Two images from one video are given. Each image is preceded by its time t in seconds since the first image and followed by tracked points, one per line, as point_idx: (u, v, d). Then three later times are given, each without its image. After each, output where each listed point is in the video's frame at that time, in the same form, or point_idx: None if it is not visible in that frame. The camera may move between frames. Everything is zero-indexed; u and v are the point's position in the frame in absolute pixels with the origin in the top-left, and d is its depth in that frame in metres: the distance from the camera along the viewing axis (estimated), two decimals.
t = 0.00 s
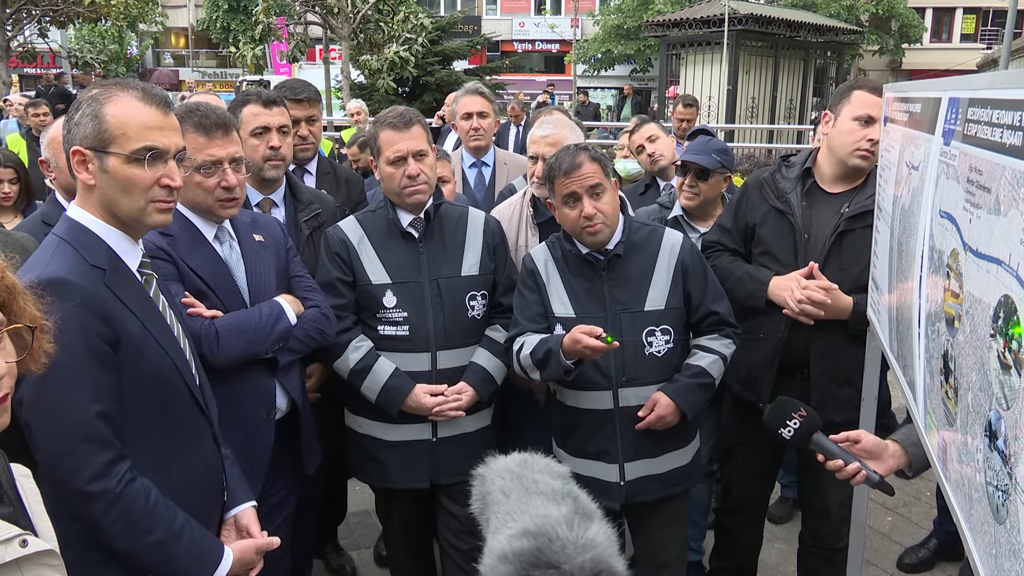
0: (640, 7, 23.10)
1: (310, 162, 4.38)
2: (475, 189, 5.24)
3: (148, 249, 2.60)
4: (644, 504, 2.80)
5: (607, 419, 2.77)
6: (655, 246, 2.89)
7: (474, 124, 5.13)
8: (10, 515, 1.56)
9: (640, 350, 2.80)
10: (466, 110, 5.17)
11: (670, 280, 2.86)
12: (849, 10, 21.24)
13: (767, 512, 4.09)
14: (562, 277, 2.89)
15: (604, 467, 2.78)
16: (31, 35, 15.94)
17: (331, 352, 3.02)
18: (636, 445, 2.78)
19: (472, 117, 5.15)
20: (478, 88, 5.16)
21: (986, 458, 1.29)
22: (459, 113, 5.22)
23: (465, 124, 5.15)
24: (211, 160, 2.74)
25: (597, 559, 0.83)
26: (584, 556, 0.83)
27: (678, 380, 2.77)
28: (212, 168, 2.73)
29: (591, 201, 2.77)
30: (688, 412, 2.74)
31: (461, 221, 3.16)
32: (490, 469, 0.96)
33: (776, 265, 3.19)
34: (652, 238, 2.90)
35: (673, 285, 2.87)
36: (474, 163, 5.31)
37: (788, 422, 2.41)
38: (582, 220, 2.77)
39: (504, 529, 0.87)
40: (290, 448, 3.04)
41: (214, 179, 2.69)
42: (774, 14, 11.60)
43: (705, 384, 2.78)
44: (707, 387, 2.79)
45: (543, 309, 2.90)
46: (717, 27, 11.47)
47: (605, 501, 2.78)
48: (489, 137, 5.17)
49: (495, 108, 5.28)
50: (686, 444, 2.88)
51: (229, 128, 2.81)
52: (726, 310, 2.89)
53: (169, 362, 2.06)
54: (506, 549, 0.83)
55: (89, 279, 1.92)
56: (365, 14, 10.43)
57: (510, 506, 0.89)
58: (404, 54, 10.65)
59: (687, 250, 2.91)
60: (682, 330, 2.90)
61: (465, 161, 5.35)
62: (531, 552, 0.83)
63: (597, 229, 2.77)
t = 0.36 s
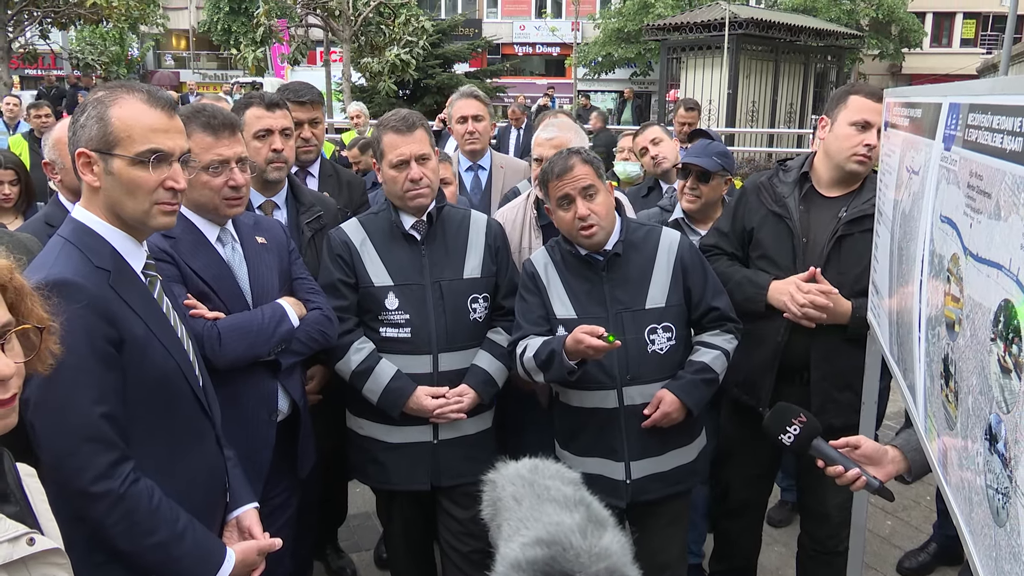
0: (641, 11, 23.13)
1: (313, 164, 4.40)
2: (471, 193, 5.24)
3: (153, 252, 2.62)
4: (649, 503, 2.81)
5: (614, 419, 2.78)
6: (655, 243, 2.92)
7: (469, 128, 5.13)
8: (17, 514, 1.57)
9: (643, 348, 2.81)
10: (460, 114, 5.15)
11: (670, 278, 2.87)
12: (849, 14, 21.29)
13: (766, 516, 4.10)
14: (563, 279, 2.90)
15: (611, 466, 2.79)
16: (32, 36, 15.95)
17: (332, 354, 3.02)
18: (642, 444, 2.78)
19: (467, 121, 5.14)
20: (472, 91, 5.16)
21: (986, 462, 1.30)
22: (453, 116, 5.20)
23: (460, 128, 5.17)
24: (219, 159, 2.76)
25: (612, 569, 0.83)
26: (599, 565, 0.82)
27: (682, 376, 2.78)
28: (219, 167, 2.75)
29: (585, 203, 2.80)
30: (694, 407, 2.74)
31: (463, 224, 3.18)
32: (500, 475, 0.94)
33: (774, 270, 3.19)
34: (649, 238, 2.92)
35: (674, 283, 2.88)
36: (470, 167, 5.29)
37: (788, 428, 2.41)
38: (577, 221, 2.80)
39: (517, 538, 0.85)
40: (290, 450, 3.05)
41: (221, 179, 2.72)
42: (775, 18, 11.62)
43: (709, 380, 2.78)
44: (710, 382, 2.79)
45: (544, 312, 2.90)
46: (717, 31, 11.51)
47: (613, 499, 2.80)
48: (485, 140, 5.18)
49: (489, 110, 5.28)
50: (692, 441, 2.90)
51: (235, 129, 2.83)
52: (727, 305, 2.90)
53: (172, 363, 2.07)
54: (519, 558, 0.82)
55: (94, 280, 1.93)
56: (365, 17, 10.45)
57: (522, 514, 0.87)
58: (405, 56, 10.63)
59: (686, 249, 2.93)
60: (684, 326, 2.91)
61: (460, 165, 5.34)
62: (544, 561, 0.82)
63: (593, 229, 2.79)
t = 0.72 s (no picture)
0: (639, 16, 23.22)
1: (312, 170, 4.41)
2: (466, 198, 5.29)
3: (153, 257, 2.63)
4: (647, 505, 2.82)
5: (612, 422, 2.79)
6: (651, 246, 2.93)
7: (458, 134, 5.15)
8: (18, 518, 1.59)
9: (640, 351, 2.82)
10: (448, 121, 5.18)
11: (667, 281, 2.89)
12: (847, 19, 21.37)
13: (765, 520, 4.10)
14: (560, 283, 2.91)
15: (608, 467, 2.80)
16: (32, 42, 15.97)
17: (332, 359, 3.03)
18: (640, 447, 2.79)
19: (455, 128, 5.17)
20: (458, 97, 5.13)
21: (979, 464, 1.31)
22: (442, 125, 5.22)
23: (449, 136, 5.19)
24: (226, 164, 2.77)
25: None
26: None
27: (679, 379, 2.79)
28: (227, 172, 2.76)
29: (580, 208, 2.82)
30: (691, 410, 2.75)
31: (462, 230, 3.19)
32: (488, 489, 0.77)
33: (767, 275, 3.21)
34: (645, 242, 2.94)
35: (671, 285, 2.90)
36: (464, 173, 5.37)
37: (784, 430, 2.41)
38: (572, 225, 2.81)
39: (504, 558, 0.72)
40: (290, 455, 3.05)
41: (228, 183, 2.73)
42: (773, 23, 11.67)
43: (705, 383, 2.79)
44: (706, 385, 2.80)
45: (541, 316, 2.92)
46: (715, 36, 11.57)
47: (610, 501, 2.80)
48: (475, 145, 5.20)
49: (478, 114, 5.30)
50: (690, 443, 2.91)
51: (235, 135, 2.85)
52: (723, 308, 2.92)
53: (173, 368, 2.08)
54: None
55: (95, 286, 1.95)
56: (365, 22, 10.49)
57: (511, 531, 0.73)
58: (404, 62, 10.57)
59: (683, 252, 2.94)
60: (680, 330, 2.92)
61: (454, 171, 5.41)
62: None
63: (588, 233, 2.80)
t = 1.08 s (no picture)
0: (638, 19, 23.25)
1: (310, 173, 4.42)
2: (464, 202, 5.27)
3: (153, 262, 2.64)
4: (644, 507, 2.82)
5: (608, 425, 2.79)
6: (650, 250, 2.95)
7: (458, 138, 5.18)
8: (19, 521, 1.59)
9: (637, 355, 2.83)
10: (447, 125, 5.21)
11: (665, 285, 2.90)
12: (846, 22, 21.42)
13: (765, 523, 4.10)
14: (559, 286, 2.92)
15: (604, 470, 2.80)
16: (33, 47, 15.98)
17: (332, 363, 3.04)
18: (637, 449, 2.80)
19: (453, 132, 5.20)
20: (457, 101, 5.16)
21: (976, 466, 1.31)
22: (441, 128, 5.26)
23: (449, 140, 5.22)
24: (245, 170, 2.76)
25: None
26: None
27: (676, 382, 2.79)
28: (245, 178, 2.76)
29: (559, 212, 2.86)
30: (689, 414, 2.75)
31: (462, 233, 3.19)
32: (481, 517, 0.79)
33: (759, 278, 3.22)
34: (645, 246, 2.95)
35: (669, 289, 2.91)
36: (464, 177, 5.33)
37: (790, 433, 2.41)
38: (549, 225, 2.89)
39: None
40: (291, 458, 3.06)
41: (245, 189, 2.75)
42: (772, 26, 11.70)
43: (703, 386, 2.80)
44: (704, 389, 2.81)
45: (541, 317, 2.92)
46: (714, 39, 11.61)
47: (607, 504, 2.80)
48: (474, 149, 5.21)
49: (477, 119, 5.32)
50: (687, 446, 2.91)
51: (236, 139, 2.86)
52: (722, 313, 2.93)
53: (173, 371, 2.08)
54: None
55: (96, 289, 1.95)
56: (365, 26, 10.51)
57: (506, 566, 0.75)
58: (404, 65, 10.56)
59: (681, 255, 2.95)
60: (678, 334, 2.93)
61: (454, 174, 5.39)
62: None
63: (559, 238, 2.86)
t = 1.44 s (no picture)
0: (638, 21, 23.26)
1: (310, 174, 4.42)
2: (466, 204, 5.26)
3: (153, 263, 2.64)
4: (629, 511, 2.83)
5: (594, 426, 2.80)
6: (652, 255, 2.92)
7: (460, 139, 5.17)
8: (18, 522, 1.59)
9: (628, 360, 2.81)
10: (451, 126, 5.20)
11: (664, 291, 2.87)
12: (846, 24, 21.44)
13: (765, 525, 4.10)
14: (560, 284, 2.93)
15: (589, 470, 2.82)
16: (33, 48, 16.00)
17: (331, 365, 3.03)
18: (621, 452, 2.79)
19: (456, 133, 5.20)
20: (461, 102, 5.15)
21: (977, 468, 1.31)
22: (443, 129, 5.25)
23: (450, 140, 5.21)
24: (246, 172, 2.76)
25: None
26: None
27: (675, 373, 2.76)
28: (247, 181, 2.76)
29: (565, 207, 2.85)
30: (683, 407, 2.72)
31: (461, 235, 3.19)
32: (502, 530, 0.78)
33: (759, 280, 3.21)
34: (650, 250, 2.93)
35: (667, 297, 2.88)
36: (465, 178, 5.32)
37: (794, 433, 2.39)
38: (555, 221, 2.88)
39: None
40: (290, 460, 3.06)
41: (246, 192, 2.74)
42: (772, 28, 11.70)
43: (701, 384, 2.76)
44: (702, 388, 2.76)
45: (538, 313, 2.95)
46: (714, 41, 11.62)
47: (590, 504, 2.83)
48: (477, 151, 5.22)
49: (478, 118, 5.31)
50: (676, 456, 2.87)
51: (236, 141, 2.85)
52: (722, 325, 2.89)
53: (173, 372, 2.08)
54: None
55: (96, 291, 1.95)
56: (365, 28, 10.52)
57: None
58: (404, 67, 10.58)
59: (683, 262, 2.92)
60: (672, 344, 2.90)
61: (455, 176, 5.41)
62: None
63: (563, 234, 2.86)
